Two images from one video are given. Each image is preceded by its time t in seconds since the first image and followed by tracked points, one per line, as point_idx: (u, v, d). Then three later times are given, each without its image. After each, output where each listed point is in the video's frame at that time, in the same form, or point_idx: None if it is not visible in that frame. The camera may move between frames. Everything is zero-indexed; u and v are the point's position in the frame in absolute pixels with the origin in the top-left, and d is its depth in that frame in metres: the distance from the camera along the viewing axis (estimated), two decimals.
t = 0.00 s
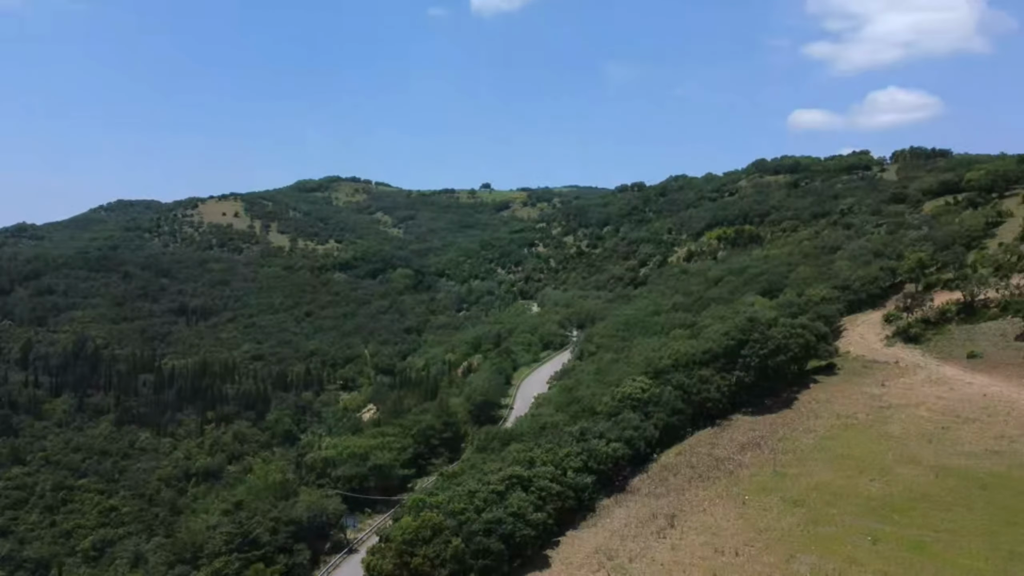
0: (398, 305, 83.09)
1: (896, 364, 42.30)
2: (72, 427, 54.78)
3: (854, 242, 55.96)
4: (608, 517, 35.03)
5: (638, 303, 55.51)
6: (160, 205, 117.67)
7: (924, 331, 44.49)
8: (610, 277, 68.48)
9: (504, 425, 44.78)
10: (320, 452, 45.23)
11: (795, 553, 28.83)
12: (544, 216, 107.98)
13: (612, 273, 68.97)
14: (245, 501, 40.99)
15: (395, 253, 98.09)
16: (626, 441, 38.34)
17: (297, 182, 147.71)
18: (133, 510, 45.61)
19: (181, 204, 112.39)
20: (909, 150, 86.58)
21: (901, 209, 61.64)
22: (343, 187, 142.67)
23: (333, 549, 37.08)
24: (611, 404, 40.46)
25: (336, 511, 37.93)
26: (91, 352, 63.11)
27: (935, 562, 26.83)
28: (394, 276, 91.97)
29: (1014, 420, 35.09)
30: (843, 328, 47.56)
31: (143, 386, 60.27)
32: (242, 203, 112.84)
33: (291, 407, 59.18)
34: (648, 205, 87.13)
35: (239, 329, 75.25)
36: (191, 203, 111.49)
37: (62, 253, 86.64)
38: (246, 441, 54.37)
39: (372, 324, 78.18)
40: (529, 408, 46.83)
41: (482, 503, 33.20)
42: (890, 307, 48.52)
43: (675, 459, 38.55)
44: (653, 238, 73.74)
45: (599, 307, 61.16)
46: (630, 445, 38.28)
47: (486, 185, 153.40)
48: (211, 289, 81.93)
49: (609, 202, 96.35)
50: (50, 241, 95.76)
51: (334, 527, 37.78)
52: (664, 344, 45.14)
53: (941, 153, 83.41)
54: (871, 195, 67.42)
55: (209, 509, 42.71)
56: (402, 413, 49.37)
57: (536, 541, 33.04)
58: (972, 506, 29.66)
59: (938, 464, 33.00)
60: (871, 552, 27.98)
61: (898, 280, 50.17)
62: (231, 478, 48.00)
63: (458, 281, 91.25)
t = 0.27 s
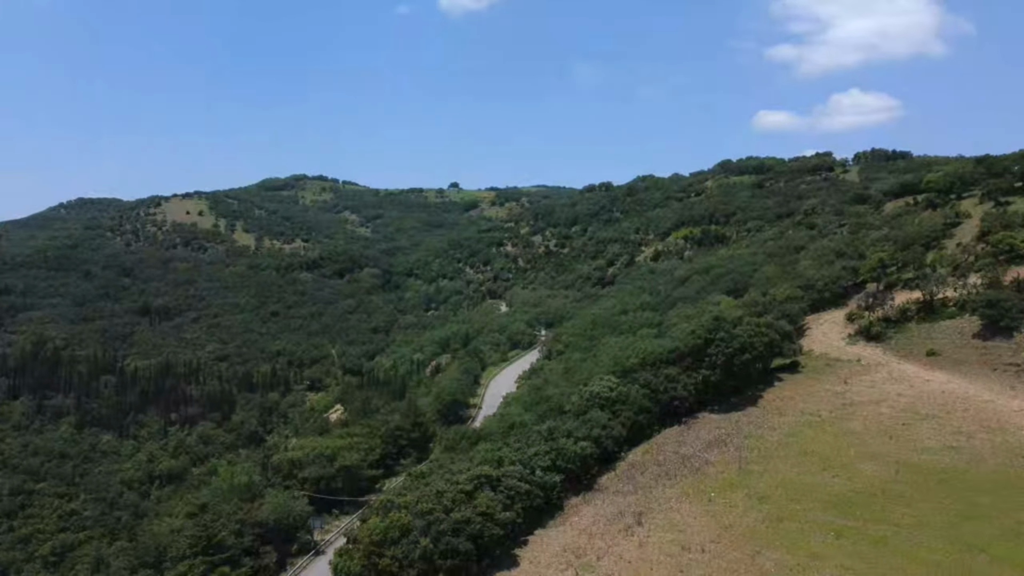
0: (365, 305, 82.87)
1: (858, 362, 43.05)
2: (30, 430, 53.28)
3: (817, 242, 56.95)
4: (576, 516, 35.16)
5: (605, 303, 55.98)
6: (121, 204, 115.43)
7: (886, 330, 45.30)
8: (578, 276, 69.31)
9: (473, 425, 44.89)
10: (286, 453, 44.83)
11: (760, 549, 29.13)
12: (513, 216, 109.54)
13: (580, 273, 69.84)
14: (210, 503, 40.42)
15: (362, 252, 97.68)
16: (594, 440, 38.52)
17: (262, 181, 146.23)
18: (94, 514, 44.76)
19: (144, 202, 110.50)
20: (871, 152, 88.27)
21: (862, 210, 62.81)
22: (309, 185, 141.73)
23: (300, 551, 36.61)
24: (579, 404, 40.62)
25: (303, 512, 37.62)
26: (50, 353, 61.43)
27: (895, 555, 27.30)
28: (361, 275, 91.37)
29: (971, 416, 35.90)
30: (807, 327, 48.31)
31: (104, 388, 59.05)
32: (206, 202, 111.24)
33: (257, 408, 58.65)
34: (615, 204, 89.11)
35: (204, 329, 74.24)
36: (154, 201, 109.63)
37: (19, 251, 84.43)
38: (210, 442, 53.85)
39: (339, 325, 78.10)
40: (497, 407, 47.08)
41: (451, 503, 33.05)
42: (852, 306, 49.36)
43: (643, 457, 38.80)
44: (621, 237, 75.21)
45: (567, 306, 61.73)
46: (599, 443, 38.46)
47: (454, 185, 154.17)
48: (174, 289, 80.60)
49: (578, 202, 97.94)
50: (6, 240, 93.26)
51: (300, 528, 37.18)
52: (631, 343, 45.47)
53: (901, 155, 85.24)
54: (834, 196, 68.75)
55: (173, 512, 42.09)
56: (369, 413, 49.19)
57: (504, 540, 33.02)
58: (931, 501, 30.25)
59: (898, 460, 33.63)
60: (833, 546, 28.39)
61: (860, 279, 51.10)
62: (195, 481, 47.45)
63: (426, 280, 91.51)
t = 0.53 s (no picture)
0: (325, 305, 82.24)
1: (813, 359, 43.89)
2: None
3: (773, 242, 58.08)
4: (537, 515, 35.26)
5: (567, 302, 56.46)
6: (72, 202, 112.56)
7: (840, 328, 46.27)
8: (539, 276, 69.92)
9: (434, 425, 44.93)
10: (245, 455, 44.17)
11: (718, 545, 29.48)
12: (474, 215, 110.40)
13: (541, 273, 70.49)
14: (166, 507, 39.63)
15: (321, 251, 96.65)
16: (555, 439, 38.65)
17: (218, 179, 144.03)
18: (44, 519, 43.48)
19: (96, 200, 107.99)
20: (825, 153, 90.13)
21: (817, 210, 64.13)
22: (267, 183, 140.10)
23: (259, 555, 36.32)
24: (540, 402, 40.75)
25: (262, 515, 37.09)
26: None
27: (849, 549, 27.84)
28: (321, 275, 89.87)
29: (921, 412, 36.83)
30: (764, 326, 49.14)
31: (55, 390, 57.50)
32: (161, 200, 109.09)
33: (214, 410, 57.74)
34: (577, 204, 90.98)
35: (160, 329, 72.82)
36: (106, 199, 107.14)
37: None
38: (166, 445, 52.78)
39: (299, 324, 77.54)
40: (458, 407, 47.30)
41: (412, 503, 32.86)
42: (807, 305, 50.35)
43: (603, 455, 39.07)
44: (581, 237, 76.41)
45: (528, 305, 62.25)
46: (559, 442, 38.60)
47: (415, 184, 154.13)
48: (129, 288, 78.87)
49: (539, 202, 99.37)
50: None
51: (259, 531, 36.83)
52: (592, 341, 45.81)
53: (854, 157, 87.23)
54: (789, 197, 70.15)
55: (127, 516, 41.14)
56: (329, 413, 48.84)
57: (466, 540, 32.91)
58: (883, 496, 30.92)
59: (852, 455, 34.33)
60: (789, 541, 28.87)
61: (815, 279, 52.20)
62: (150, 484, 46.50)
63: (386, 279, 91.38)
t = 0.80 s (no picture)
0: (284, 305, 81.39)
1: (769, 358, 44.64)
2: None
3: (729, 242, 59.08)
4: (497, 514, 35.23)
5: (527, 302, 56.83)
6: (18, 199, 109.32)
7: (794, 327, 47.15)
8: (499, 275, 70.32)
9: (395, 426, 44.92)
10: (201, 458, 43.38)
11: (677, 541, 29.72)
12: (433, 214, 110.92)
13: (501, 272, 70.90)
14: (119, 512, 38.69)
15: (279, 250, 95.68)
16: (515, 438, 38.69)
17: (172, 178, 141.39)
18: None
19: (45, 198, 105.12)
20: (781, 155, 91.79)
21: (772, 211, 65.32)
22: (223, 182, 138.09)
23: (215, 558, 35.96)
24: (501, 402, 40.81)
25: (219, 518, 36.44)
26: None
27: (805, 543, 28.31)
28: (279, 275, 89.32)
29: (873, 408, 37.69)
30: (721, 325, 49.87)
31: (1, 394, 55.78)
32: (113, 198, 106.63)
33: (169, 412, 56.68)
34: (538, 207, 93.22)
35: (112, 330, 71.12)
36: (55, 197, 104.34)
37: None
38: (119, 448, 51.54)
39: (257, 325, 76.79)
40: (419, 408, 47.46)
41: (371, 504, 32.61)
42: (763, 304, 51.23)
43: (564, 454, 39.23)
44: (541, 236, 77.47)
45: (488, 305, 62.61)
46: (520, 441, 38.64)
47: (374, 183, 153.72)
48: (80, 288, 76.86)
49: (500, 203, 100.93)
50: None
51: (215, 535, 36.33)
52: (552, 341, 46.06)
53: (808, 158, 89.03)
54: (745, 198, 71.35)
55: (77, 522, 40.03)
56: (288, 414, 48.35)
57: (426, 540, 32.72)
58: (837, 491, 31.53)
59: (806, 452, 34.97)
60: (746, 537, 29.26)
61: (770, 278, 53.21)
62: (102, 488, 45.40)
63: (345, 279, 90.94)
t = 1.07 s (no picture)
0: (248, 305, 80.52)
1: (733, 356, 45.16)
2: None
3: (693, 243, 59.80)
4: (464, 514, 35.13)
5: (493, 302, 57.01)
6: None
7: (757, 325, 47.84)
8: (466, 275, 70.40)
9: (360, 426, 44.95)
10: (162, 461, 42.65)
11: (643, 539, 29.91)
12: (399, 213, 110.83)
13: (468, 271, 70.99)
14: (77, 516, 37.79)
15: (242, 250, 94.58)
16: (482, 438, 38.66)
17: (131, 175, 138.84)
18: None
19: None
20: (744, 156, 92.99)
21: (736, 211, 66.20)
22: (185, 180, 136.02)
23: (177, 562, 35.51)
24: (467, 402, 40.81)
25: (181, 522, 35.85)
26: None
27: (768, 539, 28.64)
28: (242, 275, 88.19)
29: (834, 406, 38.32)
30: (686, 324, 50.40)
31: None
32: (71, 195, 104.31)
33: (129, 414, 55.62)
34: (504, 206, 95.03)
35: (70, 330, 69.51)
36: (10, 194, 101.68)
37: None
38: (77, 452, 50.39)
39: (220, 325, 75.87)
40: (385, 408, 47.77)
41: (337, 506, 32.34)
42: (727, 304, 51.87)
43: (530, 453, 39.30)
44: (507, 235, 77.93)
45: (455, 305, 62.84)
46: (487, 441, 38.61)
47: (339, 182, 152.94)
48: (36, 288, 74.96)
49: (466, 203, 102.23)
50: None
51: (177, 539, 35.85)
52: (519, 341, 46.17)
53: (771, 159, 90.38)
54: (709, 198, 72.23)
55: (33, 527, 38.99)
56: (252, 416, 47.83)
57: (393, 541, 32.46)
58: (800, 488, 31.97)
59: (770, 449, 35.42)
60: (711, 534, 29.52)
61: (734, 278, 53.95)
62: (59, 493, 44.37)
63: (310, 279, 90.27)
